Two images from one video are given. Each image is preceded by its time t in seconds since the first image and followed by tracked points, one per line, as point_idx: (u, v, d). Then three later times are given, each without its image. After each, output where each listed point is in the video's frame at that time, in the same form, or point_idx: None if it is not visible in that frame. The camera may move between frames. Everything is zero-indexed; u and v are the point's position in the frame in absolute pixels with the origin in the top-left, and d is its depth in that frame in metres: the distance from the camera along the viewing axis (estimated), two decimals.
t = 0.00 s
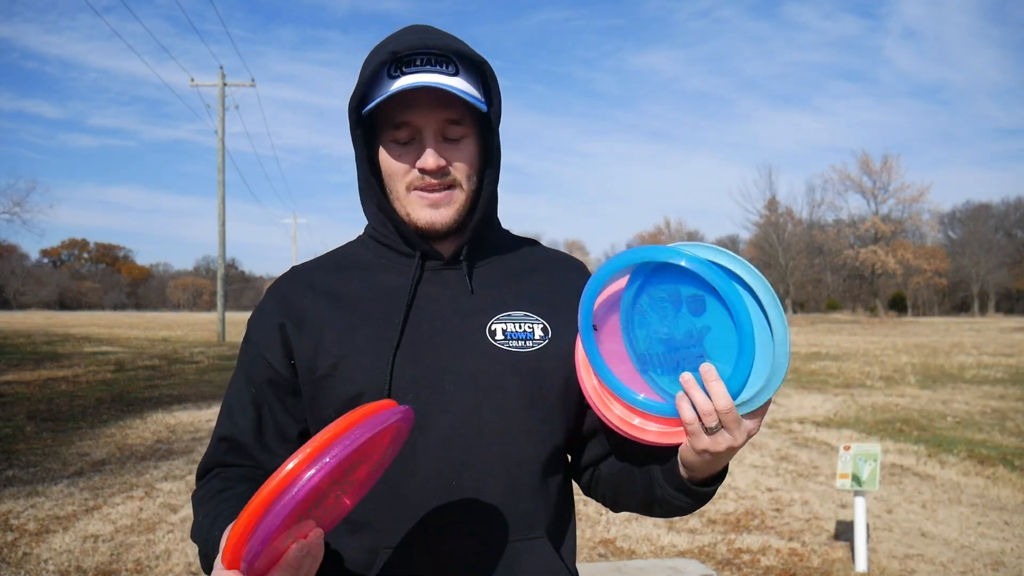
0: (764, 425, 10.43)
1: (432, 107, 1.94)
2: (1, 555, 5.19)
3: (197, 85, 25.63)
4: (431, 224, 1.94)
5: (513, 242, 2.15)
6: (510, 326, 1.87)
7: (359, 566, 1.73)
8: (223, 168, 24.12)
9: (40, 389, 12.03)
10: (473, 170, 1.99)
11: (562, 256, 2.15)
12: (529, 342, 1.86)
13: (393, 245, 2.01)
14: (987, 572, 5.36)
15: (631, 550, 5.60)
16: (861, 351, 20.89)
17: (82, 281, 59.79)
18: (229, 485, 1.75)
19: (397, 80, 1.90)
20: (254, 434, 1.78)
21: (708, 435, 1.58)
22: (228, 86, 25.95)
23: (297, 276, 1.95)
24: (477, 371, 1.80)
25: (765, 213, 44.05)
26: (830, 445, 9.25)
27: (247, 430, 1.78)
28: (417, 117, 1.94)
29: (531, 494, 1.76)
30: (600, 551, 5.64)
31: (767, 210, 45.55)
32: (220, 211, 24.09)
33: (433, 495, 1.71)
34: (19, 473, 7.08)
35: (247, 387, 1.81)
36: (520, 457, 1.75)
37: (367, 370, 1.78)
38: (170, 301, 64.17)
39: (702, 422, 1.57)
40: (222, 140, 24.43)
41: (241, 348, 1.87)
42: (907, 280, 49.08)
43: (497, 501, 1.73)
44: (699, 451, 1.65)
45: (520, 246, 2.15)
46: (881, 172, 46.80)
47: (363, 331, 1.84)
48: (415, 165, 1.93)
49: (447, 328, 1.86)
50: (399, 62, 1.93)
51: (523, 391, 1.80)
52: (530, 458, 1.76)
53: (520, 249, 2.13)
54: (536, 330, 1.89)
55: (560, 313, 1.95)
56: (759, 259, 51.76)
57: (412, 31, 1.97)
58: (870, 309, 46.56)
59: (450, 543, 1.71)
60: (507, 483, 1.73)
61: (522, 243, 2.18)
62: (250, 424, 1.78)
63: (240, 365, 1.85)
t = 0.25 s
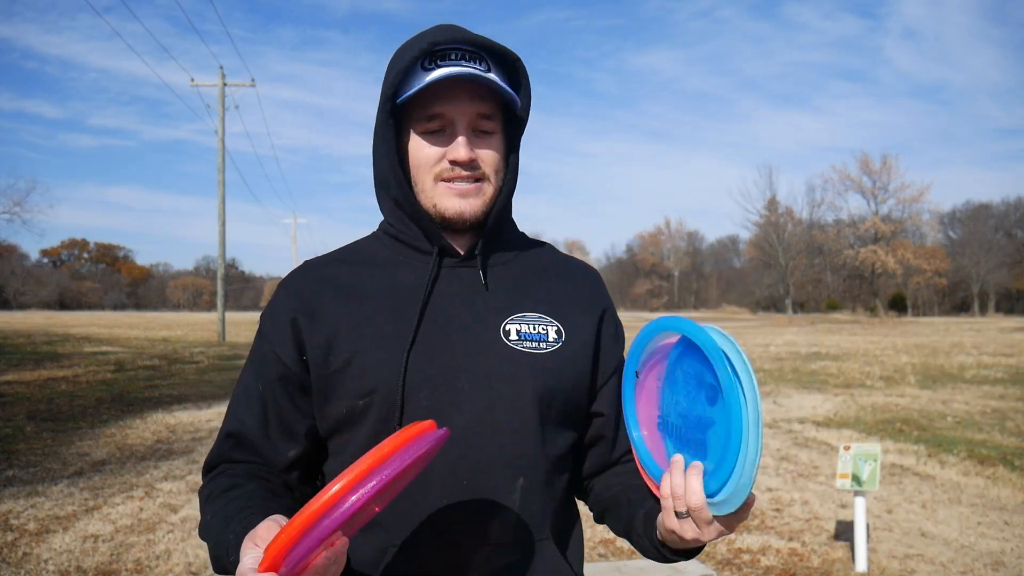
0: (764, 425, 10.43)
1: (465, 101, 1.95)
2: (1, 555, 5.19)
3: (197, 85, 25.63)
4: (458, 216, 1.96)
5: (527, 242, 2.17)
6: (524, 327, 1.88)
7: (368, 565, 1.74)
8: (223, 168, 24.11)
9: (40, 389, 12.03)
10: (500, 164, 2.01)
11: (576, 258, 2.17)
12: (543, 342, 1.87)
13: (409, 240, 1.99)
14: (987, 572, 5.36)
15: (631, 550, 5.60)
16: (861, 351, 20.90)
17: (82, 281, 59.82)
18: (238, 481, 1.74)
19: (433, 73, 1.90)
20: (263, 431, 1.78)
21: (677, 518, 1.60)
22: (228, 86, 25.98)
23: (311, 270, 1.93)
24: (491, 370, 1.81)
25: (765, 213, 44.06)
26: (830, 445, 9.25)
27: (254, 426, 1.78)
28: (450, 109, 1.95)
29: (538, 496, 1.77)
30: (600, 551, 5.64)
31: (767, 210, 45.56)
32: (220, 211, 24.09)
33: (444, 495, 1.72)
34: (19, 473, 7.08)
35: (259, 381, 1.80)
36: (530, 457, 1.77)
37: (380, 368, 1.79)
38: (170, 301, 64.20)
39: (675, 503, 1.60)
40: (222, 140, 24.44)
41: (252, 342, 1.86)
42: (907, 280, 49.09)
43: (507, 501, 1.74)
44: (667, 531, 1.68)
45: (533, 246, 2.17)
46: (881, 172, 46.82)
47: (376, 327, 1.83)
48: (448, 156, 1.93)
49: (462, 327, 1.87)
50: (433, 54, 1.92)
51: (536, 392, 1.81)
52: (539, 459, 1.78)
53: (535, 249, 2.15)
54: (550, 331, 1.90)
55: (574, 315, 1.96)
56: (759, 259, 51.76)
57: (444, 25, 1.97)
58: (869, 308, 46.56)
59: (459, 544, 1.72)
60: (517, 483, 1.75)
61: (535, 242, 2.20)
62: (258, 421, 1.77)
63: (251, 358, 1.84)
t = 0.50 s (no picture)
0: (764, 425, 10.43)
1: (484, 98, 1.94)
2: (1, 555, 5.19)
3: (196, 84, 25.62)
4: (472, 215, 1.93)
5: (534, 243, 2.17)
6: (528, 330, 1.88)
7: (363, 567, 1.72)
8: (223, 167, 24.10)
9: (40, 389, 12.03)
10: (513, 164, 2.00)
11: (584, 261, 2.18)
12: (546, 346, 1.88)
13: (416, 240, 2.00)
14: (987, 572, 5.36)
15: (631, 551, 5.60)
16: (861, 351, 20.90)
17: (82, 281, 59.83)
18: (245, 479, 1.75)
19: (453, 68, 1.88)
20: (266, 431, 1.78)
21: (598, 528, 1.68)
22: (227, 86, 25.98)
23: (316, 269, 1.93)
24: (494, 372, 1.81)
25: (765, 213, 44.08)
26: (830, 445, 9.25)
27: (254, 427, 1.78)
28: (469, 106, 1.93)
29: (538, 498, 1.77)
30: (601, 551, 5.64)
31: (767, 210, 45.56)
32: (219, 211, 24.08)
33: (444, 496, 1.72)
34: (19, 473, 7.08)
35: (262, 381, 1.80)
36: (530, 459, 1.77)
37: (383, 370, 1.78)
38: (170, 301, 64.19)
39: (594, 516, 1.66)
40: (222, 140, 24.44)
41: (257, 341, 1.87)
42: (907, 280, 49.09)
43: (507, 503, 1.73)
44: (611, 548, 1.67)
45: (541, 247, 2.17)
46: (880, 172, 46.83)
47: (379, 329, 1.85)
48: (465, 152, 1.91)
49: (464, 327, 1.87)
50: (453, 50, 1.90)
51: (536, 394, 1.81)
52: (538, 461, 1.77)
53: (542, 251, 2.15)
54: (554, 335, 1.90)
55: (577, 318, 1.97)
56: (759, 259, 51.75)
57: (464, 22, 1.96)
58: (869, 308, 46.56)
59: (461, 547, 1.70)
60: (517, 484, 1.74)
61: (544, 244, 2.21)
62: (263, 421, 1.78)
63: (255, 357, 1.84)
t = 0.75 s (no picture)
0: (764, 425, 10.43)
1: (485, 101, 1.92)
2: (1, 555, 5.19)
3: (196, 84, 25.60)
4: (469, 219, 1.92)
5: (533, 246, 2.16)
6: (522, 334, 1.90)
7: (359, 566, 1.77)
8: (223, 168, 24.09)
9: (40, 389, 12.03)
10: (511, 169, 1.98)
11: (586, 261, 2.16)
12: (540, 351, 1.89)
13: (414, 242, 2.00)
14: (987, 572, 5.36)
15: (632, 551, 5.60)
16: (861, 351, 20.89)
17: (82, 281, 59.80)
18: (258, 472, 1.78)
19: (454, 69, 1.87)
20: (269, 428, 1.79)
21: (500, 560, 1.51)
22: (227, 86, 26.00)
23: (317, 268, 1.95)
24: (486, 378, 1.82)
25: (765, 213, 44.06)
26: (830, 445, 9.25)
27: (267, 422, 1.79)
28: (470, 108, 1.92)
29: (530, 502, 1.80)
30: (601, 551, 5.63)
31: (767, 210, 45.56)
32: (219, 211, 24.07)
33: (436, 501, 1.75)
34: (19, 473, 7.08)
35: (261, 378, 1.81)
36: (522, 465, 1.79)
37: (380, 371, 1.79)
38: (170, 301, 64.16)
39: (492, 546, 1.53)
40: (222, 140, 24.44)
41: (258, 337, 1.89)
42: (907, 280, 49.07)
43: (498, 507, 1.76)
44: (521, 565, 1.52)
45: (539, 249, 2.16)
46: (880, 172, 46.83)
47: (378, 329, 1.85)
48: (463, 155, 1.89)
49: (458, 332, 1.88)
50: (456, 51, 1.90)
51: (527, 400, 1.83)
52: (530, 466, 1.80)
53: (540, 253, 2.13)
54: (550, 339, 1.90)
55: (576, 320, 1.95)
56: (758, 259, 51.77)
57: (468, 23, 1.96)
58: (870, 308, 46.53)
59: (453, 552, 1.73)
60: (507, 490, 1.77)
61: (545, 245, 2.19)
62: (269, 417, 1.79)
63: (257, 354, 1.86)
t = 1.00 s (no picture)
0: (764, 425, 10.43)
1: (475, 104, 1.91)
2: (1, 555, 5.19)
3: (196, 84, 25.60)
4: (460, 223, 1.92)
5: (532, 247, 2.15)
6: (520, 341, 1.86)
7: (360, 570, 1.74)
8: (222, 168, 24.11)
9: (40, 389, 12.04)
10: (504, 172, 1.98)
11: (584, 261, 2.15)
12: (539, 358, 1.85)
13: (411, 245, 1.99)
14: (987, 572, 5.35)
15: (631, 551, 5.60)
16: (861, 351, 20.88)
17: (82, 281, 59.83)
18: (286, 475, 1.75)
19: (443, 72, 1.87)
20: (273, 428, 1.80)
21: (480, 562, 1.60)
22: (227, 86, 26.09)
23: (316, 267, 1.95)
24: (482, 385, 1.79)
25: (765, 213, 44.05)
26: (830, 445, 9.25)
27: (277, 419, 1.81)
28: (459, 112, 1.91)
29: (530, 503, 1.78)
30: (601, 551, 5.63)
31: (767, 210, 45.57)
32: (219, 211, 24.09)
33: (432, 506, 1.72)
34: (19, 473, 7.08)
35: (262, 376, 1.82)
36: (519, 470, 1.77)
37: (377, 376, 1.79)
38: (170, 301, 64.19)
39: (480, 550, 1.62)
40: (222, 140, 24.45)
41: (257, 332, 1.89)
42: (907, 280, 49.06)
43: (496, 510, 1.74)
44: None
45: (538, 250, 2.16)
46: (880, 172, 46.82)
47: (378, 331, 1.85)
48: (453, 160, 1.90)
49: (454, 336, 1.86)
50: (445, 53, 1.89)
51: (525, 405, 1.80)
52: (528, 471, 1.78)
53: (539, 255, 2.13)
54: (547, 345, 1.88)
55: (575, 325, 1.95)
56: (758, 259, 51.77)
57: (459, 22, 1.94)
58: (870, 308, 46.53)
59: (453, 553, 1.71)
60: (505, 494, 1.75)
61: (544, 244, 2.19)
62: (285, 420, 1.82)
63: (254, 351, 1.86)
